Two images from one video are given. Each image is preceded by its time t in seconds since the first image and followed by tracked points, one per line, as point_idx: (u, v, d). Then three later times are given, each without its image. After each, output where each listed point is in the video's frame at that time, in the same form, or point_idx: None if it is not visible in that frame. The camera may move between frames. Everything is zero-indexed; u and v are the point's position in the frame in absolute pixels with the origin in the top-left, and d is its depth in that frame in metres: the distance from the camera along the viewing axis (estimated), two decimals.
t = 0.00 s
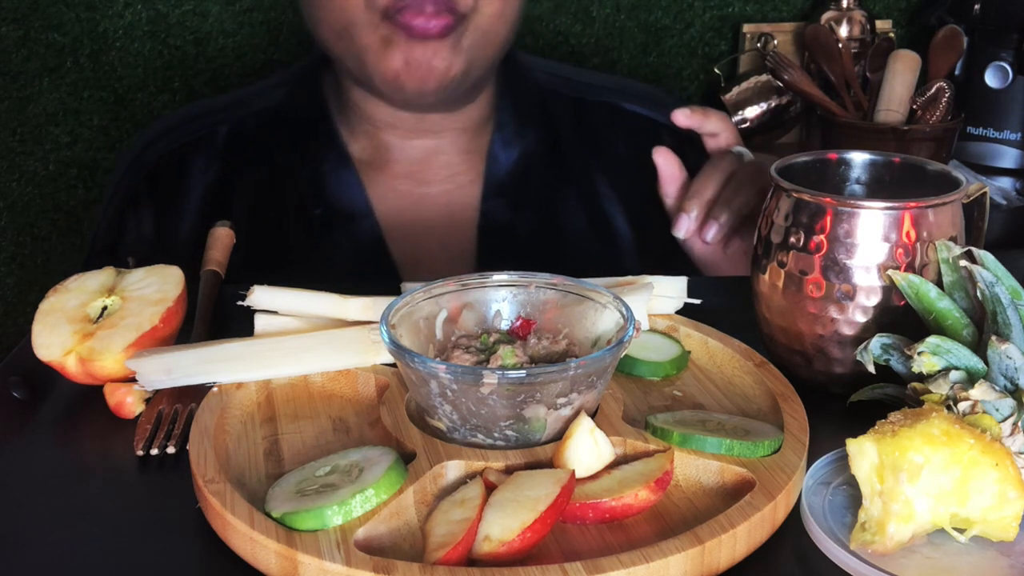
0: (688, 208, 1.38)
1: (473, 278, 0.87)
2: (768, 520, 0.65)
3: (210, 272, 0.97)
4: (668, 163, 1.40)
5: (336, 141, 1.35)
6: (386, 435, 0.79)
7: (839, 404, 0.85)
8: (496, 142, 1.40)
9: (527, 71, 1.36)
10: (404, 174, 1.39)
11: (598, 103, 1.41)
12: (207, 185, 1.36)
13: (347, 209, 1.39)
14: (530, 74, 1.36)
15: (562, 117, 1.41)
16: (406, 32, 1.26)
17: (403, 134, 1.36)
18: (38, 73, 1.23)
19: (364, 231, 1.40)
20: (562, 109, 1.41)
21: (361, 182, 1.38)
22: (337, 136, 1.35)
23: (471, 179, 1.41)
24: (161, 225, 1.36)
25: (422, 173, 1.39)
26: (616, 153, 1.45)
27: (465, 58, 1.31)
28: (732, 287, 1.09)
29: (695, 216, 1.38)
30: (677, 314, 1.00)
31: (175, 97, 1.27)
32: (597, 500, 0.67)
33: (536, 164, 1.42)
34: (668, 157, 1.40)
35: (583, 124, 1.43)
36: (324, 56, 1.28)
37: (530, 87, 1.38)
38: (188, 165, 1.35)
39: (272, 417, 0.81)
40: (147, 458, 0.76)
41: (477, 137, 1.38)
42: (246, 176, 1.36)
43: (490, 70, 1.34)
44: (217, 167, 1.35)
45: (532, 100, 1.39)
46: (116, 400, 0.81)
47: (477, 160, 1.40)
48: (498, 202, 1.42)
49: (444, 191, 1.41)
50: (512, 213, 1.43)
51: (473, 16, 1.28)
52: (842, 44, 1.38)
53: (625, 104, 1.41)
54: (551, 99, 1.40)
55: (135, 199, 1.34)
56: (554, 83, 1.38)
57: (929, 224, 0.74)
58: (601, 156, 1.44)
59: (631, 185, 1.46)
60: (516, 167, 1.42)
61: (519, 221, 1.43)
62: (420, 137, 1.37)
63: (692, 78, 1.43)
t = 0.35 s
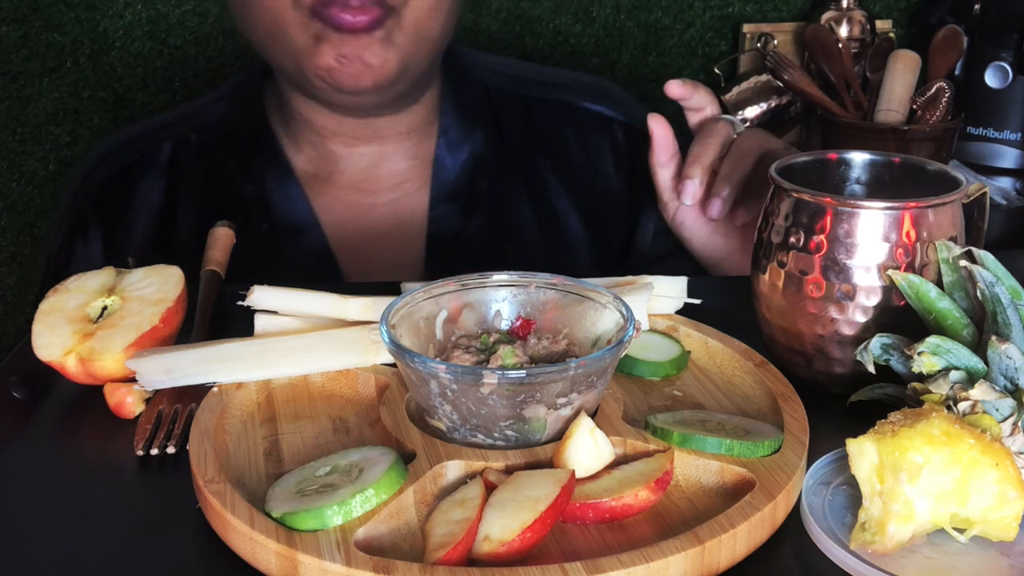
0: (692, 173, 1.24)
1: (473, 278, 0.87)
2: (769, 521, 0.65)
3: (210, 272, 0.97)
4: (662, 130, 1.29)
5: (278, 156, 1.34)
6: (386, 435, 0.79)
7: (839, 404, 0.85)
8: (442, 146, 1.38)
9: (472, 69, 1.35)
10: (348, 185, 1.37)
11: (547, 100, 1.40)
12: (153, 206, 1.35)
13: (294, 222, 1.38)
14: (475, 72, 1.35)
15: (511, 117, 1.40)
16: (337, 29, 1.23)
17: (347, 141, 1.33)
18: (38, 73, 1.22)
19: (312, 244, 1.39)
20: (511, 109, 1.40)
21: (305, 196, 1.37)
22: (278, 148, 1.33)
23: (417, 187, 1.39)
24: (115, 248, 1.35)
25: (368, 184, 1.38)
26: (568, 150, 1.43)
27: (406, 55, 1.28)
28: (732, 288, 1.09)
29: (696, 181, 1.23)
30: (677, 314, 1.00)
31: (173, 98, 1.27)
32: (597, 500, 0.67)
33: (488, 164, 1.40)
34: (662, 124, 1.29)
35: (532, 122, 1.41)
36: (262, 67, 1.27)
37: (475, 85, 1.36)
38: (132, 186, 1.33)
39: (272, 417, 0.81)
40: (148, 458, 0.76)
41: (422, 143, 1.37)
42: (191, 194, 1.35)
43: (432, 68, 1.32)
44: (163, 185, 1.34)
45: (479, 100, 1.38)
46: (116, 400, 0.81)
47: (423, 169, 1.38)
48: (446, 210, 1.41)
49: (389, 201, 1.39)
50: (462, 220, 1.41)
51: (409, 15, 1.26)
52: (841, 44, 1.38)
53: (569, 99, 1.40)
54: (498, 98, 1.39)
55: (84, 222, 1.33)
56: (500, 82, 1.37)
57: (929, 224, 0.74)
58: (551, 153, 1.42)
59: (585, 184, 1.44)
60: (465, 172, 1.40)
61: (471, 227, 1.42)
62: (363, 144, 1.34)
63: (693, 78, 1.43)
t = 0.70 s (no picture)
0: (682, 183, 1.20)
1: (473, 278, 0.87)
2: (769, 521, 0.65)
3: (210, 272, 0.97)
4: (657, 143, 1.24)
5: (280, 156, 1.35)
6: (386, 435, 0.79)
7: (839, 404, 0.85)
8: (446, 150, 1.40)
9: (479, 70, 1.36)
10: (352, 185, 1.39)
11: (554, 106, 1.41)
12: (157, 200, 1.37)
13: (296, 223, 1.39)
14: (480, 75, 1.36)
15: (516, 121, 1.41)
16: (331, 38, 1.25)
17: (351, 142, 1.35)
18: (38, 72, 1.22)
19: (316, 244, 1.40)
20: (517, 113, 1.40)
21: (307, 196, 1.38)
22: (282, 147, 1.35)
23: (421, 188, 1.40)
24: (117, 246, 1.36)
25: (372, 185, 1.39)
26: (571, 156, 1.44)
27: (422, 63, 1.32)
28: (732, 288, 1.09)
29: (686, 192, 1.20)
30: (677, 314, 1.00)
31: (173, 97, 1.27)
32: (597, 500, 0.67)
33: (490, 167, 1.42)
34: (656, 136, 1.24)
35: (540, 126, 1.42)
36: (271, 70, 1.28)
37: (482, 88, 1.38)
38: (138, 182, 1.35)
39: (272, 417, 0.81)
40: (148, 458, 0.76)
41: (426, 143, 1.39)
42: (195, 187, 1.37)
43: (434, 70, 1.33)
44: (168, 181, 1.36)
45: (485, 104, 1.39)
46: (116, 400, 0.81)
47: (427, 170, 1.40)
48: (448, 212, 1.41)
49: (392, 201, 1.41)
50: (463, 223, 1.42)
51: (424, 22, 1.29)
52: (841, 44, 1.38)
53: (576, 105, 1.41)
54: (506, 103, 1.39)
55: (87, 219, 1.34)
56: (509, 86, 1.38)
57: (929, 224, 0.74)
58: (554, 159, 1.43)
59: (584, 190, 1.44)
60: (467, 175, 1.41)
61: (471, 231, 1.42)
62: (367, 144, 1.36)
63: (693, 78, 1.42)
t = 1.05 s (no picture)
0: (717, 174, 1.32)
1: (473, 278, 0.87)
2: (768, 520, 0.65)
3: (210, 272, 0.97)
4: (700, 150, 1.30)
5: (330, 149, 1.35)
6: (386, 435, 0.79)
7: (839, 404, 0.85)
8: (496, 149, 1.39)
9: (525, 75, 1.35)
10: (401, 180, 1.39)
11: (597, 108, 1.40)
12: (204, 192, 1.35)
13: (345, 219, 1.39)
14: (528, 79, 1.36)
15: (560, 125, 1.40)
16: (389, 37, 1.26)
17: (400, 140, 1.36)
18: (38, 72, 1.22)
19: (362, 239, 1.40)
20: (561, 114, 1.40)
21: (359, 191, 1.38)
22: (332, 140, 1.35)
23: (469, 184, 1.40)
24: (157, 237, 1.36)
25: (420, 181, 1.39)
26: (613, 158, 1.43)
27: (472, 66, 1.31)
28: (732, 289, 1.09)
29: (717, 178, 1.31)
30: (677, 314, 1.00)
31: (176, 97, 1.26)
32: (597, 500, 0.67)
33: (536, 168, 1.41)
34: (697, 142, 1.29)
35: (583, 128, 1.41)
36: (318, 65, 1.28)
37: (528, 92, 1.37)
38: (187, 170, 1.34)
39: (272, 417, 0.81)
40: (148, 458, 0.76)
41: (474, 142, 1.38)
42: (243, 182, 1.35)
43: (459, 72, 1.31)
44: (215, 173, 1.35)
45: (531, 106, 1.38)
46: (116, 400, 0.81)
47: (474, 167, 1.40)
48: (495, 211, 1.41)
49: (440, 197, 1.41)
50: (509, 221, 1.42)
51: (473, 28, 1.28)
52: (841, 44, 1.38)
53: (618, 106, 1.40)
54: (551, 104, 1.39)
55: (133, 202, 1.34)
56: (553, 88, 1.37)
57: (929, 224, 0.74)
58: (597, 162, 1.43)
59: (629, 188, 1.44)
60: (515, 175, 1.41)
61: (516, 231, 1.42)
62: (417, 141, 1.36)
63: (693, 78, 1.41)
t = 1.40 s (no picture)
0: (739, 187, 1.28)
1: (473, 278, 0.87)
2: (768, 520, 0.65)
3: (210, 272, 0.97)
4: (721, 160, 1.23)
5: (360, 145, 1.36)
6: (387, 435, 0.79)
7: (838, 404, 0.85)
8: (523, 148, 1.39)
9: (548, 78, 1.38)
10: (428, 177, 1.41)
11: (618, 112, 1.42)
12: (232, 186, 1.37)
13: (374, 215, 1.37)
14: (552, 82, 1.38)
15: (583, 127, 1.42)
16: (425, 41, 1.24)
17: (430, 136, 1.37)
18: (38, 72, 1.22)
19: (389, 235, 1.38)
20: (583, 117, 1.42)
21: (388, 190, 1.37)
22: (360, 137, 1.35)
23: (493, 184, 1.42)
24: (183, 231, 1.38)
25: (447, 178, 1.41)
26: (634, 163, 1.45)
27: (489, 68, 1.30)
28: (732, 289, 1.09)
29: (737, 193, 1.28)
30: (677, 314, 1.00)
31: (177, 97, 1.26)
32: (597, 500, 0.67)
33: (559, 167, 1.41)
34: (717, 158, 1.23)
35: (604, 133, 1.43)
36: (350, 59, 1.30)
37: (553, 95, 1.39)
38: (213, 168, 1.35)
39: (272, 417, 0.81)
40: (147, 458, 0.76)
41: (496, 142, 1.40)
42: (268, 178, 1.37)
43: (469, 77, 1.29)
44: (243, 168, 1.36)
45: (555, 108, 1.40)
46: (116, 400, 0.81)
47: (501, 167, 1.41)
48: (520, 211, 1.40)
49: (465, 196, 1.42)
50: (531, 220, 1.40)
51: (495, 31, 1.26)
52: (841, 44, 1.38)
53: (634, 105, 1.42)
54: (574, 107, 1.41)
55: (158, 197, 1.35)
56: (575, 91, 1.40)
57: (929, 224, 0.74)
58: (617, 164, 1.44)
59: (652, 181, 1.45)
60: (539, 177, 1.40)
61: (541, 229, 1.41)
62: (444, 138, 1.38)
63: (692, 78, 1.43)
